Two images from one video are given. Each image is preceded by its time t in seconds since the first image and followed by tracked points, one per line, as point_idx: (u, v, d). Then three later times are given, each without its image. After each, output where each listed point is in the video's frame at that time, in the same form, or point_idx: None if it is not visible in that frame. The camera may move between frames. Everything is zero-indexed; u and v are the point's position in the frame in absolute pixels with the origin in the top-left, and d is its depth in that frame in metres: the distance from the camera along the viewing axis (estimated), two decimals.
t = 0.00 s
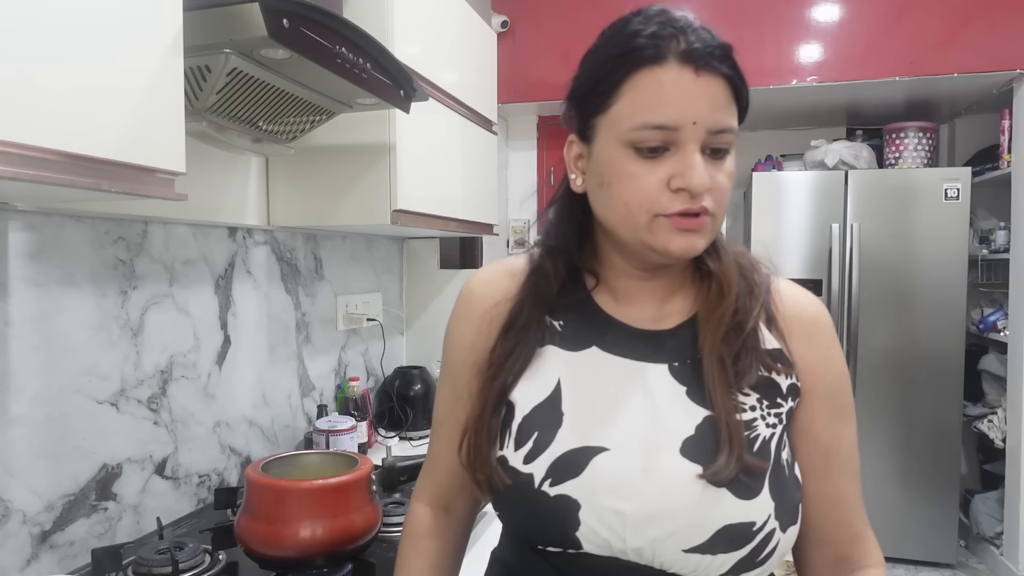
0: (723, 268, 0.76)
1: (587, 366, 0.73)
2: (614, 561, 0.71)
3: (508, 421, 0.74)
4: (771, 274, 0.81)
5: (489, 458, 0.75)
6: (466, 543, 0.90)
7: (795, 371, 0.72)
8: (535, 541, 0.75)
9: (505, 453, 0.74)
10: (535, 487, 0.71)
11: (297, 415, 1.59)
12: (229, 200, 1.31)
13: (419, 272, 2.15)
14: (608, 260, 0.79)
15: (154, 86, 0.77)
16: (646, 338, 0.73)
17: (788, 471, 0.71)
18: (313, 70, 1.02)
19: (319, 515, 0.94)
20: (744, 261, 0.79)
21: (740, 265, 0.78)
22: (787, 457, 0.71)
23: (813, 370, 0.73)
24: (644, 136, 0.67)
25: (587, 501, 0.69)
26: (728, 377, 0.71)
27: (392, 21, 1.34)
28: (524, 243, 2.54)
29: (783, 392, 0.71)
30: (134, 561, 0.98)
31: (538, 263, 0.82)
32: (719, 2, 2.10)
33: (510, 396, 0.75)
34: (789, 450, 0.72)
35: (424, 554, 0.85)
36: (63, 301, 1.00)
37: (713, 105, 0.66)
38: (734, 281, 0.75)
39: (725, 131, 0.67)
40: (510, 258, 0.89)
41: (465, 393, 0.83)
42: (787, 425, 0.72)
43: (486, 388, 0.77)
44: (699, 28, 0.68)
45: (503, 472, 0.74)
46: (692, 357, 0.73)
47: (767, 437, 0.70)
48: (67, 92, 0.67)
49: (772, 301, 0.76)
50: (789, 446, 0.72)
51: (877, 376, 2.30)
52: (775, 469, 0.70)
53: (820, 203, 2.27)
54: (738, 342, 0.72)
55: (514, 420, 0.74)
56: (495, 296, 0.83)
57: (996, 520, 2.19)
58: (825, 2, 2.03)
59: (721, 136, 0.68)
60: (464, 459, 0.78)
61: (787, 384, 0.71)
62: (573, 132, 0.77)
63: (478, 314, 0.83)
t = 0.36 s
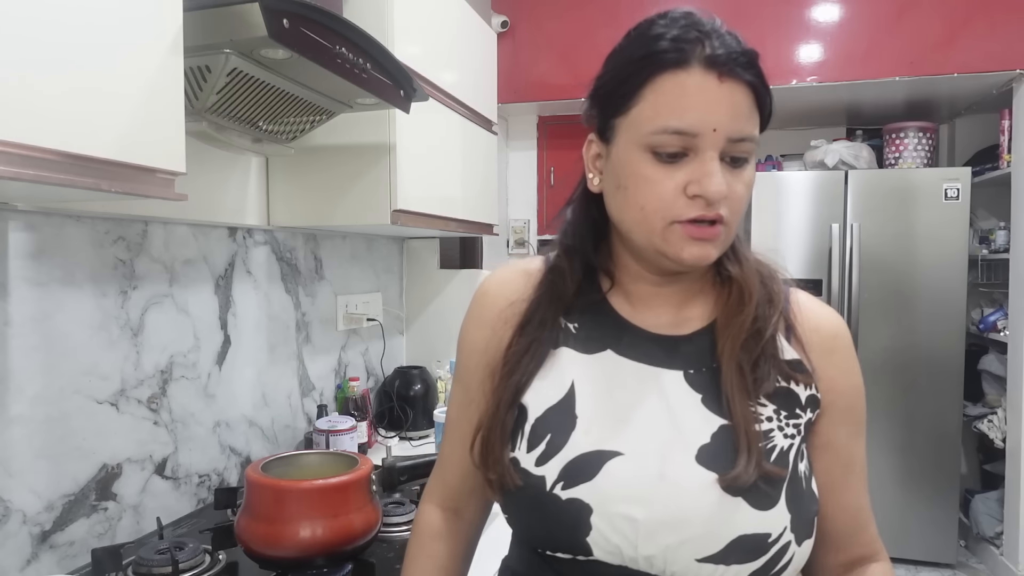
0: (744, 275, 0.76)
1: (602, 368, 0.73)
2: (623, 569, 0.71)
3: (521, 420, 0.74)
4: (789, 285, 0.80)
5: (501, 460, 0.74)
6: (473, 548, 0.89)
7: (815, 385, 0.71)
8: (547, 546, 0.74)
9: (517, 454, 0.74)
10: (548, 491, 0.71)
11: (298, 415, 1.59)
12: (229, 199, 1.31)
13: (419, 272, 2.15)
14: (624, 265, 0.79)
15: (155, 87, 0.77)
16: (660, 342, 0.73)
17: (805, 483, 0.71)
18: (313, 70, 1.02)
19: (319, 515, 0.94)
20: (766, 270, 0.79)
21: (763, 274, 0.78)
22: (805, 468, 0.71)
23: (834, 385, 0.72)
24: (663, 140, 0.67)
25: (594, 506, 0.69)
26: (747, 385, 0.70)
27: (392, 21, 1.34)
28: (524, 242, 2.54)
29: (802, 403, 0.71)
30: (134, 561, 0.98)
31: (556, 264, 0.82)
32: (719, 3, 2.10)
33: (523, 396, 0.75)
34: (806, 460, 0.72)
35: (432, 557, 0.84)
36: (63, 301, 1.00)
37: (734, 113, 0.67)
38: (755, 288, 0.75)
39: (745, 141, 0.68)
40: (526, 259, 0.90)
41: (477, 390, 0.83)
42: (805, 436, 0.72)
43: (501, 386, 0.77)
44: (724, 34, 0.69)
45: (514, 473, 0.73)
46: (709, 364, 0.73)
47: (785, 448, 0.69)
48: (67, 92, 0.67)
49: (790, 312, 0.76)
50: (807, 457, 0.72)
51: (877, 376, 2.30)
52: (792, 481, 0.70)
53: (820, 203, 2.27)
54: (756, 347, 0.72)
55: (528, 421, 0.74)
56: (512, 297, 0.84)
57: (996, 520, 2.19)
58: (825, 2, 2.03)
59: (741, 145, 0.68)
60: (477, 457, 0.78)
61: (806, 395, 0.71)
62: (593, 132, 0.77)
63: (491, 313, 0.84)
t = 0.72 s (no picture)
0: (742, 282, 0.75)
1: (596, 377, 0.75)
2: None
3: (517, 429, 0.77)
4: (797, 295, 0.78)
5: (499, 467, 0.76)
6: (485, 553, 0.90)
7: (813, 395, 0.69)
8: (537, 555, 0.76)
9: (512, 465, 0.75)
10: (536, 499, 0.73)
11: (298, 415, 1.59)
12: (229, 199, 1.31)
13: (419, 272, 2.15)
14: (619, 276, 0.80)
15: (155, 89, 0.78)
16: (654, 353, 0.74)
17: (800, 497, 0.69)
18: (313, 70, 1.02)
19: (319, 515, 0.94)
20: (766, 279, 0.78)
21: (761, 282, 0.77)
22: (800, 482, 0.69)
23: (835, 393, 0.69)
24: (654, 149, 0.68)
25: (587, 511, 0.70)
26: (739, 394, 0.70)
27: (392, 21, 1.34)
28: (524, 242, 2.55)
29: (797, 415, 0.69)
30: (134, 561, 0.98)
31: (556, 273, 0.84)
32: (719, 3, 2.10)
33: (520, 406, 0.77)
34: (803, 474, 0.70)
35: (437, 562, 0.85)
36: (63, 301, 1.00)
37: (726, 121, 0.67)
38: (753, 296, 0.74)
39: (738, 149, 0.68)
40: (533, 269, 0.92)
41: (480, 398, 0.85)
42: (802, 449, 0.70)
43: (500, 395, 0.79)
44: (717, 43, 0.69)
45: (507, 480, 0.76)
46: (699, 374, 0.73)
47: (775, 461, 0.68)
48: (68, 93, 0.67)
49: (792, 319, 0.73)
50: (805, 470, 0.70)
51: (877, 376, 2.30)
52: (783, 495, 0.68)
53: (820, 203, 2.27)
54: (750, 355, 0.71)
55: (522, 429, 0.76)
56: (514, 307, 0.86)
57: (996, 520, 2.19)
58: (825, 2, 2.03)
59: (734, 153, 0.68)
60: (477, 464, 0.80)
61: (802, 407, 0.69)
62: (591, 142, 0.78)
63: (497, 321, 0.87)
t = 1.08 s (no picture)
0: (745, 282, 0.75)
1: (599, 383, 0.75)
2: None
3: (521, 435, 0.77)
4: (803, 295, 0.78)
5: (504, 472, 0.77)
6: (490, 556, 0.90)
7: (818, 398, 0.69)
8: (541, 560, 0.77)
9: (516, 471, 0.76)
10: (540, 505, 0.74)
11: (298, 415, 1.59)
12: (229, 199, 1.31)
13: (419, 272, 2.15)
14: (622, 281, 0.80)
15: (155, 89, 0.78)
16: (658, 357, 0.74)
17: (806, 502, 0.69)
18: (313, 70, 1.02)
19: (319, 515, 0.94)
20: (771, 280, 0.78)
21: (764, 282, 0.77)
22: (806, 487, 0.69)
23: (842, 396, 0.69)
24: (649, 152, 0.68)
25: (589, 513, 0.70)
26: (744, 398, 0.69)
27: (392, 21, 1.34)
28: (524, 243, 2.55)
29: (802, 419, 0.69)
30: (134, 561, 0.98)
31: (559, 278, 0.84)
32: (719, 3, 2.11)
33: (523, 412, 0.77)
34: (810, 479, 0.69)
35: (443, 565, 0.86)
36: (63, 301, 1.00)
37: (719, 120, 0.67)
38: (757, 296, 0.74)
39: (733, 147, 0.67)
40: (538, 274, 0.93)
41: (486, 403, 0.86)
42: (808, 453, 0.69)
43: (504, 401, 0.79)
44: (708, 40, 0.69)
45: (511, 487, 0.76)
46: (703, 378, 0.72)
47: (781, 466, 0.68)
48: (68, 93, 0.67)
49: (798, 320, 0.73)
50: (812, 475, 0.69)
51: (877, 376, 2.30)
52: (787, 503, 0.68)
53: (820, 203, 2.27)
54: (754, 357, 0.71)
55: (526, 435, 0.76)
56: (519, 313, 0.87)
57: (996, 520, 2.19)
58: (825, 2, 2.03)
59: (730, 151, 0.67)
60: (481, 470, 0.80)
61: (808, 411, 0.69)
62: (588, 146, 0.78)
63: (502, 325, 0.88)
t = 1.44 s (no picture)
0: (749, 282, 0.75)
1: (603, 384, 0.75)
2: None
3: (525, 435, 0.77)
4: (808, 295, 0.78)
5: (507, 472, 0.77)
6: (493, 557, 0.90)
7: (823, 400, 0.69)
8: (542, 560, 0.77)
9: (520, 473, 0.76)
10: (543, 506, 0.74)
11: (297, 415, 1.59)
12: (229, 199, 1.31)
13: (419, 272, 2.15)
14: (625, 279, 0.80)
15: (156, 89, 0.78)
16: (662, 357, 0.74)
17: (812, 505, 0.68)
18: (313, 70, 1.02)
19: (319, 515, 0.94)
20: (775, 280, 0.78)
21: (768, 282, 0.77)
22: (812, 490, 0.69)
23: (847, 398, 0.69)
24: (654, 151, 0.68)
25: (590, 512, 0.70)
26: (748, 399, 0.69)
27: (392, 21, 1.34)
28: (524, 242, 2.55)
29: (807, 421, 0.69)
30: (134, 561, 0.98)
31: (563, 278, 0.84)
32: (719, 3, 2.11)
33: (527, 412, 0.77)
34: (815, 482, 0.69)
35: (444, 565, 0.85)
36: (63, 301, 1.00)
37: (725, 119, 0.67)
38: (762, 296, 0.74)
39: (739, 146, 0.67)
40: (541, 274, 0.93)
41: (489, 403, 0.86)
42: (813, 456, 0.69)
43: (509, 401, 0.79)
44: (714, 39, 0.69)
45: (515, 487, 0.76)
46: (707, 380, 0.72)
47: (786, 468, 0.68)
48: (68, 93, 0.67)
49: (804, 320, 0.73)
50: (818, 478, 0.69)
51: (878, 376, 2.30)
52: (792, 505, 0.68)
53: (820, 203, 2.27)
54: (758, 358, 0.71)
55: (529, 436, 0.76)
56: (523, 313, 0.87)
57: (996, 520, 2.19)
58: (825, 2, 2.03)
59: (736, 151, 0.67)
60: (484, 470, 0.80)
61: (813, 412, 0.69)
62: (593, 145, 0.78)
63: (505, 326, 0.88)
